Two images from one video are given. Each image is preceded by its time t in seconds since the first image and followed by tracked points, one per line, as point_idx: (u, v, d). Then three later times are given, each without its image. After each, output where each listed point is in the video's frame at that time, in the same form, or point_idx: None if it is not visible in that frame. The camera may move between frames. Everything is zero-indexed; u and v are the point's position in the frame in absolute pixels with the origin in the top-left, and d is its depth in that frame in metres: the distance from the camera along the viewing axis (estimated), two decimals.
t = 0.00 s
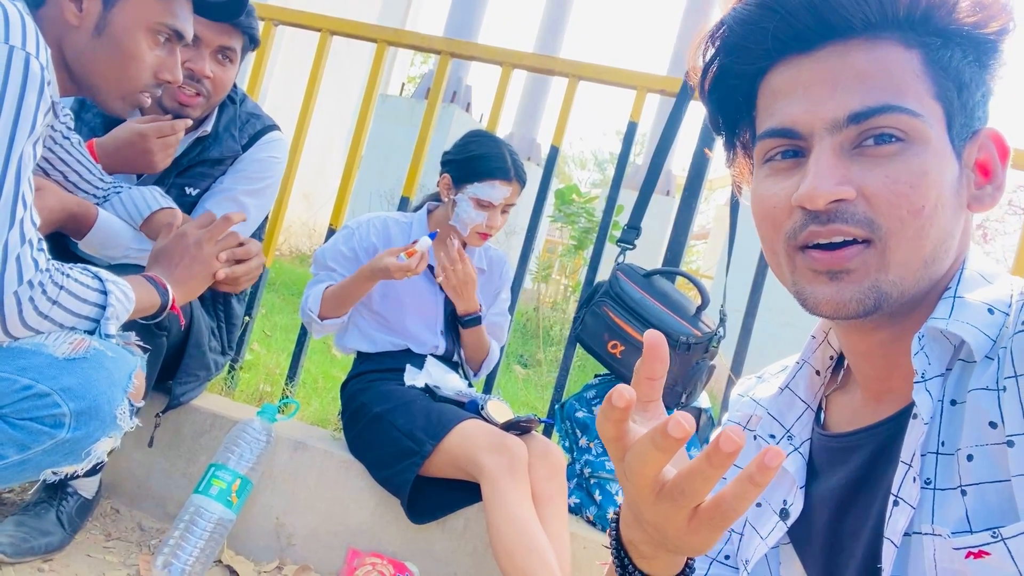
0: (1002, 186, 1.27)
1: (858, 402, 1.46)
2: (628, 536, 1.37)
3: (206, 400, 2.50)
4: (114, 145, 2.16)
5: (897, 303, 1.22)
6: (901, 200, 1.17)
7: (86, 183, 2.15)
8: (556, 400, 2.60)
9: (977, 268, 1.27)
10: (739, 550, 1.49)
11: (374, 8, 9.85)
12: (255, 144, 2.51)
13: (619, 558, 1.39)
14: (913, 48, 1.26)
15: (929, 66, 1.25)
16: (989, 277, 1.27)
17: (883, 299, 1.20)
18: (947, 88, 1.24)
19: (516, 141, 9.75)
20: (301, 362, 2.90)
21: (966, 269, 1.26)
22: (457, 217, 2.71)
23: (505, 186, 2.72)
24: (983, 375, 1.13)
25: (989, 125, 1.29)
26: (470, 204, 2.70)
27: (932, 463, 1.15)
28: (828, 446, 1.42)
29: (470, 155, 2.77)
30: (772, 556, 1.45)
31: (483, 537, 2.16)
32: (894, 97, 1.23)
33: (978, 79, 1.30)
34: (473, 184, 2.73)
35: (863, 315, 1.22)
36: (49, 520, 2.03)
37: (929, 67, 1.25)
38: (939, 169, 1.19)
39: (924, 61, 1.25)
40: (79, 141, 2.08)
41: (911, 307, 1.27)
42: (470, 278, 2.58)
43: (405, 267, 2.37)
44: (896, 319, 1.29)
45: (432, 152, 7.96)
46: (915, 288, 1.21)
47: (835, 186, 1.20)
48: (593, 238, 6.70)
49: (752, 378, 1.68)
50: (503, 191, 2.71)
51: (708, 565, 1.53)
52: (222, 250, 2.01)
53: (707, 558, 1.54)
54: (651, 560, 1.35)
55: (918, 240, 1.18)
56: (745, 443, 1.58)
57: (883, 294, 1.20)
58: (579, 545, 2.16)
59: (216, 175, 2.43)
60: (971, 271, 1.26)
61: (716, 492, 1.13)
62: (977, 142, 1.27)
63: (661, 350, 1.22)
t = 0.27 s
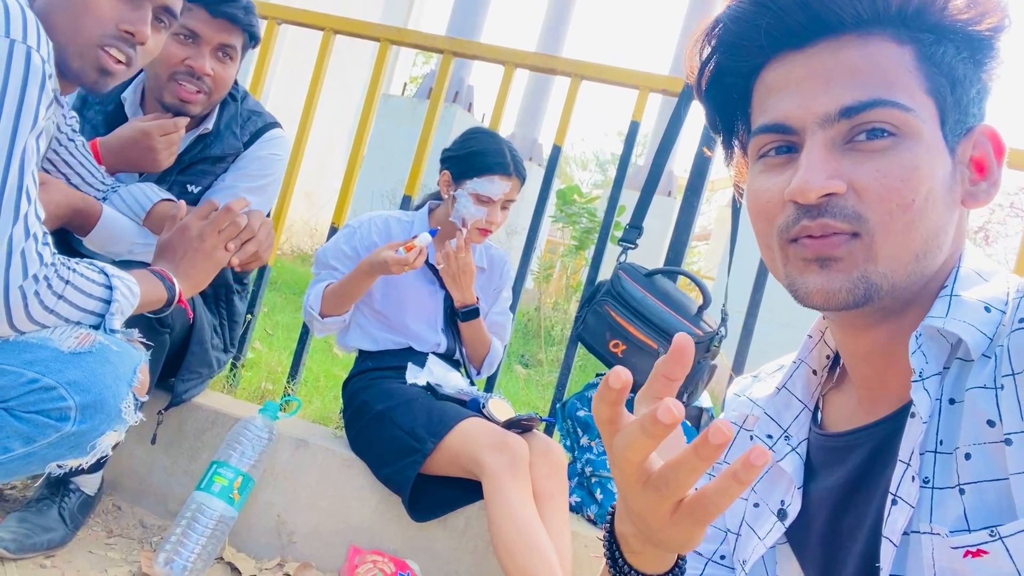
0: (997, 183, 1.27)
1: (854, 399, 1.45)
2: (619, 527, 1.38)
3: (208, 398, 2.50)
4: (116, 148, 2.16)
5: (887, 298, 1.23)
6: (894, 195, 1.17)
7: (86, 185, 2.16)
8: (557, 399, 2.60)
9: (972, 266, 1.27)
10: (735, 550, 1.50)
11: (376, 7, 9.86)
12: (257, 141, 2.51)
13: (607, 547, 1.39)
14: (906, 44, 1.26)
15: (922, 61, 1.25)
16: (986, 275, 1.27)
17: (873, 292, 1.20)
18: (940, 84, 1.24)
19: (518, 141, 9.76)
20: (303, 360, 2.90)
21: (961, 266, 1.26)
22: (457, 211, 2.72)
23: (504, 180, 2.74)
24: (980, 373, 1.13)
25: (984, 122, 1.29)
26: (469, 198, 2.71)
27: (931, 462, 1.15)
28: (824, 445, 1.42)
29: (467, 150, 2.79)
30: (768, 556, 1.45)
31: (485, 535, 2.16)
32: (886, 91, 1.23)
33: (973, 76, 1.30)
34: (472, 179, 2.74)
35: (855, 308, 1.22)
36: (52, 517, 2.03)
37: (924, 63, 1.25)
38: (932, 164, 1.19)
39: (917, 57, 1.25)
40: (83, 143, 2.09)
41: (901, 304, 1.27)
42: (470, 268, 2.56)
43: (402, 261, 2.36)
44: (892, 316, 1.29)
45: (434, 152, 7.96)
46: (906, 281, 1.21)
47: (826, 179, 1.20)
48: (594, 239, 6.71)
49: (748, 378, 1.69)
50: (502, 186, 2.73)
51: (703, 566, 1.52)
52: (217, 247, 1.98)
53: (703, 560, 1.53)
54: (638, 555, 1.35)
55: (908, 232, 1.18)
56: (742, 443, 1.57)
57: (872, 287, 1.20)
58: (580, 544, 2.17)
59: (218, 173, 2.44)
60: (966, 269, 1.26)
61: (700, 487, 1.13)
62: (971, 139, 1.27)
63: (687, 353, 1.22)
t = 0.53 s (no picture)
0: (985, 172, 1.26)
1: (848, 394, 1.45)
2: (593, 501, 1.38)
3: (210, 394, 2.51)
4: (118, 142, 2.15)
5: (868, 280, 1.22)
6: (874, 181, 1.17)
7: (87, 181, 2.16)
8: (557, 396, 2.60)
9: (961, 259, 1.27)
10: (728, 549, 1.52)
11: (379, 6, 9.87)
12: (259, 137, 2.52)
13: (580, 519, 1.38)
14: (885, 36, 1.27)
15: (902, 52, 1.26)
16: (976, 269, 1.27)
17: (849, 271, 1.19)
18: (920, 73, 1.25)
19: (519, 140, 9.76)
20: (304, 357, 2.91)
21: (950, 260, 1.26)
22: (461, 210, 2.73)
23: (508, 176, 2.75)
24: (974, 367, 1.14)
25: (972, 113, 1.28)
26: (473, 196, 2.72)
27: (925, 456, 1.15)
28: (820, 443, 1.41)
29: (468, 149, 2.78)
30: (762, 553, 1.44)
31: (485, 532, 2.17)
32: (857, 78, 1.24)
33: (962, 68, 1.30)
34: (476, 176, 2.75)
35: (831, 284, 1.21)
36: (53, 512, 2.04)
37: (902, 53, 1.25)
38: (916, 155, 1.19)
39: (896, 47, 1.26)
40: (85, 141, 2.09)
41: (874, 288, 1.24)
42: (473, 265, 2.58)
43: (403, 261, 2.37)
44: (884, 306, 1.28)
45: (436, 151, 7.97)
46: (886, 264, 1.20)
47: (800, 164, 1.22)
48: (595, 238, 6.74)
49: (740, 375, 1.67)
50: (505, 182, 2.73)
51: (694, 561, 1.54)
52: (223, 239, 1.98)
53: (694, 554, 1.55)
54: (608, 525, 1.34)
55: (886, 213, 1.17)
56: (734, 438, 1.56)
57: (848, 265, 1.19)
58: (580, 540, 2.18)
59: (219, 169, 2.44)
60: (956, 263, 1.26)
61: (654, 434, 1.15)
62: (957, 130, 1.26)
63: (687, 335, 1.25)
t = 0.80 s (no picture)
0: (967, 170, 1.24)
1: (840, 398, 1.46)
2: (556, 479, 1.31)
3: (210, 394, 2.52)
4: (116, 146, 2.15)
5: (849, 280, 1.22)
6: (843, 178, 1.18)
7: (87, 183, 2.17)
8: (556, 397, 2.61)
9: (950, 262, 1.27)
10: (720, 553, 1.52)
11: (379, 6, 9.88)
12: (259, 139, 2.53)
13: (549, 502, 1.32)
14: (862, 40, 1.28)
15: (880, 56, 1.26)
16: (965, 272, 1.27)
17: (823, 271, 1.20)
18: (894, 74, 1.25)
19: (520, 140, 9.77)
20: (304, 357, 2.91)
21: (941, 262, 1.26)
22: (461, 210, 2.72)
23: (507, 176, 2.76)
24: (965, 370, 1.15)
25: (954, 112, 1.27)
26: (473, 197, 2.72)
27: (916, 459, 1.16)
28: (814, 446, 1.41)
29: (468, 150, 2.80)
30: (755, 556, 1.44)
31: (484, 533, 2.18)
32: (820, 79, 1.27)
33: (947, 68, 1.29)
34: (475, 177, 2.76)
35: (808, 286, 1.22)
36: (54, 512, 2.04)
37: (877, 56, 1.26)
38: (884, 152, 1.20)
39: (871, 50, 1.27)
40: (86, 144, 2.11)
41: (856, 288, 1.24)
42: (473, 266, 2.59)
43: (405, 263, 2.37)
44: (874, 306, 1.29)
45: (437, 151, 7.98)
46: (860, 263, 1.21)
47: (768, 160, 1.24)
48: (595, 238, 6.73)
49: (733, 379, 1.66)
50: (505, 182, 2.74)
51: (685, 563, 1.55)
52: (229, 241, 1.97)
53: (684, 556, 1.56)
54: (569, 502, 1.26)
55: (852, 208, 1.18)
56: (727, 441, 1.56)
57: (821, 266, 1.20)
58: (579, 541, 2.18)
59: (219, 170, 2.45)
60: (946, 265, 1.26)
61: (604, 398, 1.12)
62: (938, 130, 1.25)
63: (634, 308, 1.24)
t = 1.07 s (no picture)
0: (952, 156, 1.23)
1: (844, 394, 1.45)
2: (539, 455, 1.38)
3: (211, 393, 2.51)
4: (116, 146, 2.15)
5: (822, 267, 1.25)
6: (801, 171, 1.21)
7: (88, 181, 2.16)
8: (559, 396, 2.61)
9: (954, 257, 1.25)
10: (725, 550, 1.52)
11: (379, 5, 9.87)
12: (261, 137, 2.52)
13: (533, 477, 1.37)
14: (838, 39, 1.30)
15: (857, 54, 1.28)
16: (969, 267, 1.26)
17: (784, 256, 1.23)
18: (866, 68, 1.26)
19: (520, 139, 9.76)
20: (304, 356, 2.91)
21: (944, 257, 1.25)
22: (461, 206, 2.71)
23: (507, 171, 2.75)
24: (971, 365, 1.14)
25: (939, 98, 1.25)
26: (474, 192, 2.71)
27: (923, 454, 1.15)
28: (820, 442, 1.40)
29: (468, 146, 2.80)
30: (762, 555, 1.43)
31: (486, 531, 2.17)
32: (782, 81, 1.30)
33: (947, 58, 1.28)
34: (475, 172, 2.75)
35: (771, 270, 1.25)
36: (54, 510, 2.04)
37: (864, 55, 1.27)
38: (844, 142, 1.22)
39: (846, 47, 1.28)
40: (86, 141, 2.10)
41: (831, 273, 1.26)
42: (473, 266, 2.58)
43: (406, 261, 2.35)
44: (869, 297, 1.29)
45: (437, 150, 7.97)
46: (826, 251, 1.23)
47: (737, 160, 1.27)
48: (595, 237, 6.69)
49: (737, 376, 1.63)
50: (505, 176, 2.74)
51: (688, 559, 1.54)
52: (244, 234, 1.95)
53: (687, 552, 1.55)
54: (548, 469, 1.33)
55: (812, 198, 1.21)
56: (731, 438, 1.56)
57: (782, 252, 1.23)
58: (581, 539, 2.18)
59: (221, 168, 2.44)
60: (950, 260, 1.25)
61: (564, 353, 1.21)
62: (922, 118, 1.24)
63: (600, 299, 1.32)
